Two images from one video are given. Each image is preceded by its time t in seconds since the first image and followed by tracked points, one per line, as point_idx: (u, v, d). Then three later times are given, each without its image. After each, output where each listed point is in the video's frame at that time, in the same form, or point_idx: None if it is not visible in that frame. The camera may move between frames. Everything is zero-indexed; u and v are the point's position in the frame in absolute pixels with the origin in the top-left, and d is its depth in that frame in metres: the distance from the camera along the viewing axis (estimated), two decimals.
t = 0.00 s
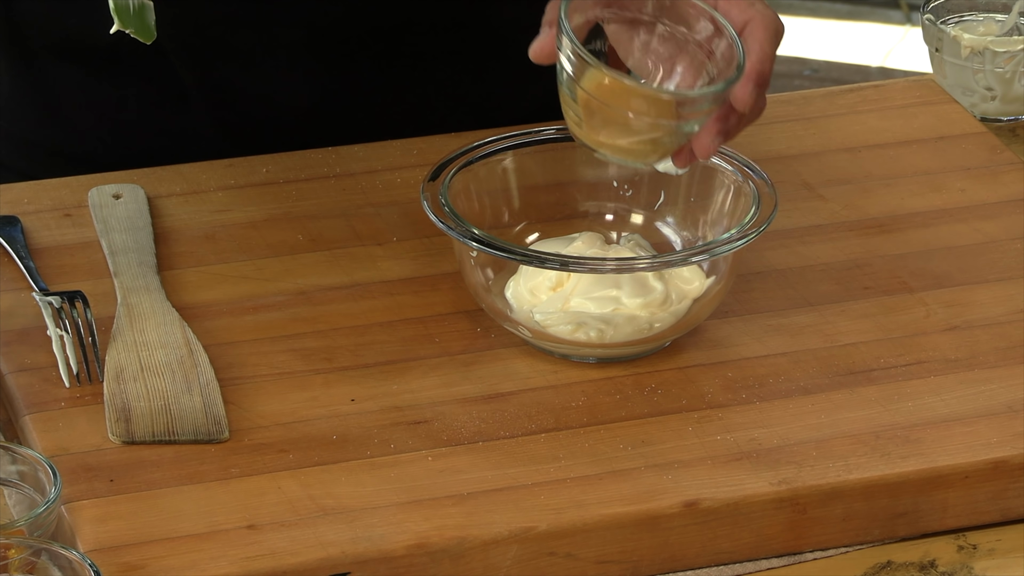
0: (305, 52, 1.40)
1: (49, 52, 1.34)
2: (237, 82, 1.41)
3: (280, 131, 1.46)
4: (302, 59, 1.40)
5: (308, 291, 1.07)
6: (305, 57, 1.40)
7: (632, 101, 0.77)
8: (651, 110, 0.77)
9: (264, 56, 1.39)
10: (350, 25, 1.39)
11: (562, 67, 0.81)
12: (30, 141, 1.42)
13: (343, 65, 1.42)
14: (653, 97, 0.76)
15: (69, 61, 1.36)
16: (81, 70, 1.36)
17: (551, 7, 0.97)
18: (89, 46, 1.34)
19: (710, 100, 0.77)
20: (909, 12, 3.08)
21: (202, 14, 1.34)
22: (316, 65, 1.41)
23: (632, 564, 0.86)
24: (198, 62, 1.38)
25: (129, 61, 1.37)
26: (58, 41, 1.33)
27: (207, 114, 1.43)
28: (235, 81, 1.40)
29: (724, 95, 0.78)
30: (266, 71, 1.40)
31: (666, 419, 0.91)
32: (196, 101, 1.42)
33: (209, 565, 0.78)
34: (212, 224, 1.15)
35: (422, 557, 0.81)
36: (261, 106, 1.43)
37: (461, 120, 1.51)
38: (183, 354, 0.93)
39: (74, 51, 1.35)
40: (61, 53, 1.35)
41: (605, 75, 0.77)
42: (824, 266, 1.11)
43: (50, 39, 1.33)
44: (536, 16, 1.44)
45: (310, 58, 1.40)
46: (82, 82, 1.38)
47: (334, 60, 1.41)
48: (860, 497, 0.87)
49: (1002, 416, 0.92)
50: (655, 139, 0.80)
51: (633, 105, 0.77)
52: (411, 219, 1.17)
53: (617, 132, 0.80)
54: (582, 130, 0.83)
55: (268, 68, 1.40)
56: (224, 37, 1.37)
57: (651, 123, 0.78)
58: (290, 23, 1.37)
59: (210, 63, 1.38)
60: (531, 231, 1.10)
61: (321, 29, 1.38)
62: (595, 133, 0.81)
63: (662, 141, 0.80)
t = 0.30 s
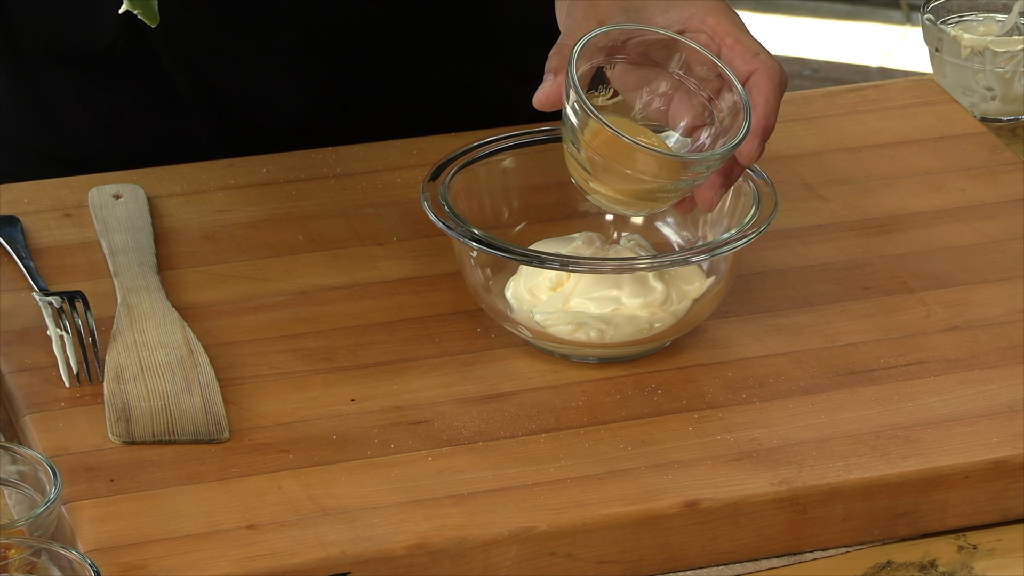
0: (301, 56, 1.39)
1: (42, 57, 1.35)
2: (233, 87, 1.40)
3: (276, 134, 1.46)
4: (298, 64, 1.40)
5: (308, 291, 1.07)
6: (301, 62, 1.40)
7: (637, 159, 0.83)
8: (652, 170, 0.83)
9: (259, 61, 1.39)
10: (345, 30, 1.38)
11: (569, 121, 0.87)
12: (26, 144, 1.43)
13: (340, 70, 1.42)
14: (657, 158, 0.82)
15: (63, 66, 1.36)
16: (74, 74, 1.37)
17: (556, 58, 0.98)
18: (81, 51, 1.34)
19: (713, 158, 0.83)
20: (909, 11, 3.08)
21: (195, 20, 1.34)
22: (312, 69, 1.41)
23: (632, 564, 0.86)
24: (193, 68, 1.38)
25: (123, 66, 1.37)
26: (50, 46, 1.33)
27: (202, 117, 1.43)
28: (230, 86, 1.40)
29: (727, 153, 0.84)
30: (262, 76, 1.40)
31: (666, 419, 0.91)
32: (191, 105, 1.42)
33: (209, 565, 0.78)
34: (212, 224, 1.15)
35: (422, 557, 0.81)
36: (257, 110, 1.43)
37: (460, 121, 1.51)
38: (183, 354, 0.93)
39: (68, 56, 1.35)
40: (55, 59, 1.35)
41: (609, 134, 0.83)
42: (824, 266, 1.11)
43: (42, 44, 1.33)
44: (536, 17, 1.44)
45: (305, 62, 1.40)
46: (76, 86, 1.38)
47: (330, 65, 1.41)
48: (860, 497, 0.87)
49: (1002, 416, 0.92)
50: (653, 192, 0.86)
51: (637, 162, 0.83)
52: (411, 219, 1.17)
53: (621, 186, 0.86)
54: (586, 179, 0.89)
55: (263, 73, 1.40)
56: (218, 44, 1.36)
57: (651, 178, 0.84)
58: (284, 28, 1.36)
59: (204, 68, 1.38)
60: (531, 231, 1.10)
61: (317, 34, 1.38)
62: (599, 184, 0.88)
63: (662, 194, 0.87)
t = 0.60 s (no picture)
0: (299, 58, 1.39)
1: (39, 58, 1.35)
2: (230, 88, 1.40)
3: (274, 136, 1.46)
4: (295, 65, 1.40)
5: (308, 291, 1.07)
6: (298, 63, 1.39)
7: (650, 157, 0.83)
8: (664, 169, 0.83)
9: (256, 63, 1.38)
10: (344, 31, 1.38)
11: (581, 120, 0.87)
12: (24, 146, 1.44)
13: (338, 71, 1.42)
14: (670, 158, 0.82)
15: (61, 66, 1.36)
16: (72, 74, 1.37)
17: (566, 59, 0.98)
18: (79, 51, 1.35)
19: (724, 158, 0.83)
20: (909, 12, 3.08)
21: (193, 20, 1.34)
22: (310, 71, 1.41)
23: (632, 564, 0.86)
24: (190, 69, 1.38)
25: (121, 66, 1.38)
26: (51, 48, 1.34)
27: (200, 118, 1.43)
28: (227, 88, 1.40)
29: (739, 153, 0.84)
30: (259, 78, 1.40)
31: (665, 419, 0.91)
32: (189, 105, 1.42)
33: (209, 565, 0.78)
34: (212, 224, 1.15)
35: (422, 557, 0.81)
36: (254, 112, 1.43)
37: (460, 122, 1.51)
38: (183, 354, 0.93)
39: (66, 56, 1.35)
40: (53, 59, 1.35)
41: (620, 132, 0.83)
42: (824, 266, 1.11)
43: (40, 44, 1.34)
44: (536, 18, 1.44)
45: (305, 63, 1.40)
46: (74, 86, 1.38)
47: (328, 66, 1.41)
48: (860, 497, 0.87)
49: (1002, 416, 0.92)
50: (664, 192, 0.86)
51: (650, 160, 0.83)
52: (411, 219, 1.17)
53: (631, 185, 0.86)
54: (595, 178, 0.89)
55: (260, 75, 1.40)
56: (215, 45, 1.36)
57: (663, 178, 0.84)
58: (282, 29, 1.36)
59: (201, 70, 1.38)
60: (531, 231, 1.10)
61: (315, 35, 1.37)
62: (608, 184, 0.88)
63: (671, 195, 0.87)
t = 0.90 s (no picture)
0: (301, 57, 1.39)
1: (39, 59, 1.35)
2: (232, 87, 1.40)
3: (276, 133, 1.46)
4: (297, 65, 1.40)
5: (309, 291, 1.07)
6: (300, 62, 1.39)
7: (655, 162, 0.82)
8: (671, 174, 0.83)
9: (257, 63, 1.38)
10: (345, 30, 1.38)
11: (591, 121, 0.87)
12: (25, 147, 1.44)
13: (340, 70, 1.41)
14: (677, 166, 0.82)
15: (61, 67, 1.37)
16: (73, 75, 1.38)
17: (575, 58, 0.98)
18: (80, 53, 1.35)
19: (732, 169, 0.83)
20: (909, 12, 3.08)
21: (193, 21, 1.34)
22: (311, 70, 1.40)
23: (632, 564, 0.86)
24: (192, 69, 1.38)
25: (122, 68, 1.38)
26: (51, 48, 1.34)
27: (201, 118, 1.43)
28: (229, 88, 1.40)
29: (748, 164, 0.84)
30: (260, 78, 1.40)
31: (665, 419, 0.91)
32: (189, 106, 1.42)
33: (209, 565, 0.78)
34: (212, 224, 1.15)
35: (422, 557, 0.81)
36: (255, 111, 1.43)
37: (462, 122, 1.51)
38: (183, 354, 0.93)
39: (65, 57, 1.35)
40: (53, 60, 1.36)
41: (629, 136, 0.83)
42: (824, 266, 1.11)
43: (40, 45, 1.34)
44: (538, 18, 1.44)
45: (305, 63, 1.40)
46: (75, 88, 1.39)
47: (329, 66, 1.41)
48: (860, 497, 0.87)
49: (1002, 416, 0.92)
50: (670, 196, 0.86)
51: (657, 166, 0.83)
52: (411, 219, 1.17)
53: (636, 187, 0.86)
54: (600, 179, 0.89)
55: (261, 75, 1.40)
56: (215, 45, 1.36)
57: (671, 184, 0.84)
58: (283, 29, 1.36)
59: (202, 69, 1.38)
60: (531, 231, 1.10)
61: (317, 35, 1.37)
62: (614, 184, 0.88)
63: (677, 198, 0.87)
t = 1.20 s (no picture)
0: (302, 58, 1.39)
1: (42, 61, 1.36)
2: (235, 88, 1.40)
3: (279, 134, 1.46)
4: (298, 66, 1.40)
5: (308, 291, 1.07)
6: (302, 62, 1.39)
7: (652, 110, 0.84)
8: (672, 111, 0.85)
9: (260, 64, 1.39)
10: (346, 31, 1.38)
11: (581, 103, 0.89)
12: (27, 151, 1.44)
13: (341, 70, 1.41)
14: (672, 103, 0.84)
15: (63, 69, 1.37)
16: (74, 76, 1.37)
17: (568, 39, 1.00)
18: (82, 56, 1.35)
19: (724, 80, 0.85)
20: (909, 12, 3.08)
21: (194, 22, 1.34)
22: (313, 70, 1.41)
23: (632, 564, 0.86)
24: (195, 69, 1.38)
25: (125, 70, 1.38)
26: (52, 48, 1.34)
27: (205, 119, 1.43)
28: (232, 89, 1.40)
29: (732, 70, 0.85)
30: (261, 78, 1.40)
31: (665, 419, 0.91)
32: (192, 106, 1.42)
33: (209, 565, 0.78)
34: (212, 224, 1.15)
35: (422, 557, 0.81)
36: (258, 111, 1.43)
37: (463, 121, 1.51)
38: (183, 354, 0.93)
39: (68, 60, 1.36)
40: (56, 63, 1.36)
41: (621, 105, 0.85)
42: (824, 266, 1.11)
43: (43, 47, 1.34)
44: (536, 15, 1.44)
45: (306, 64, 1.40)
46: (77, 91, 1.39)
47: (330, 66, 1.41)
48: (860, 497, 0.87)
49: (1002, 416, 0.92)
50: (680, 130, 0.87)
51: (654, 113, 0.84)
52: (412, 219, 1.17)
53: (644, 139, 0.87)
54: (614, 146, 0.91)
55: (263, 76, 1.40)
56: (217, 46, 1.36)
57: (673, 118, 0.85)
58: (285, 29, 1.36)
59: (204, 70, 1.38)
60: (531, 231, 1.10)
61: (318, 35, 1.38)
62: (625, 143, 0.89)
63: (688, 130, 0.88)
